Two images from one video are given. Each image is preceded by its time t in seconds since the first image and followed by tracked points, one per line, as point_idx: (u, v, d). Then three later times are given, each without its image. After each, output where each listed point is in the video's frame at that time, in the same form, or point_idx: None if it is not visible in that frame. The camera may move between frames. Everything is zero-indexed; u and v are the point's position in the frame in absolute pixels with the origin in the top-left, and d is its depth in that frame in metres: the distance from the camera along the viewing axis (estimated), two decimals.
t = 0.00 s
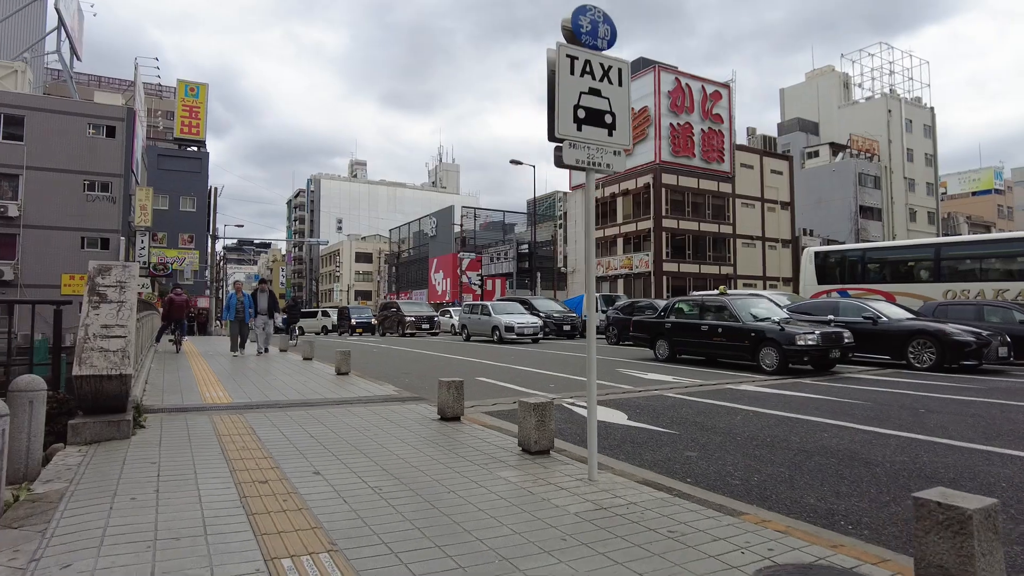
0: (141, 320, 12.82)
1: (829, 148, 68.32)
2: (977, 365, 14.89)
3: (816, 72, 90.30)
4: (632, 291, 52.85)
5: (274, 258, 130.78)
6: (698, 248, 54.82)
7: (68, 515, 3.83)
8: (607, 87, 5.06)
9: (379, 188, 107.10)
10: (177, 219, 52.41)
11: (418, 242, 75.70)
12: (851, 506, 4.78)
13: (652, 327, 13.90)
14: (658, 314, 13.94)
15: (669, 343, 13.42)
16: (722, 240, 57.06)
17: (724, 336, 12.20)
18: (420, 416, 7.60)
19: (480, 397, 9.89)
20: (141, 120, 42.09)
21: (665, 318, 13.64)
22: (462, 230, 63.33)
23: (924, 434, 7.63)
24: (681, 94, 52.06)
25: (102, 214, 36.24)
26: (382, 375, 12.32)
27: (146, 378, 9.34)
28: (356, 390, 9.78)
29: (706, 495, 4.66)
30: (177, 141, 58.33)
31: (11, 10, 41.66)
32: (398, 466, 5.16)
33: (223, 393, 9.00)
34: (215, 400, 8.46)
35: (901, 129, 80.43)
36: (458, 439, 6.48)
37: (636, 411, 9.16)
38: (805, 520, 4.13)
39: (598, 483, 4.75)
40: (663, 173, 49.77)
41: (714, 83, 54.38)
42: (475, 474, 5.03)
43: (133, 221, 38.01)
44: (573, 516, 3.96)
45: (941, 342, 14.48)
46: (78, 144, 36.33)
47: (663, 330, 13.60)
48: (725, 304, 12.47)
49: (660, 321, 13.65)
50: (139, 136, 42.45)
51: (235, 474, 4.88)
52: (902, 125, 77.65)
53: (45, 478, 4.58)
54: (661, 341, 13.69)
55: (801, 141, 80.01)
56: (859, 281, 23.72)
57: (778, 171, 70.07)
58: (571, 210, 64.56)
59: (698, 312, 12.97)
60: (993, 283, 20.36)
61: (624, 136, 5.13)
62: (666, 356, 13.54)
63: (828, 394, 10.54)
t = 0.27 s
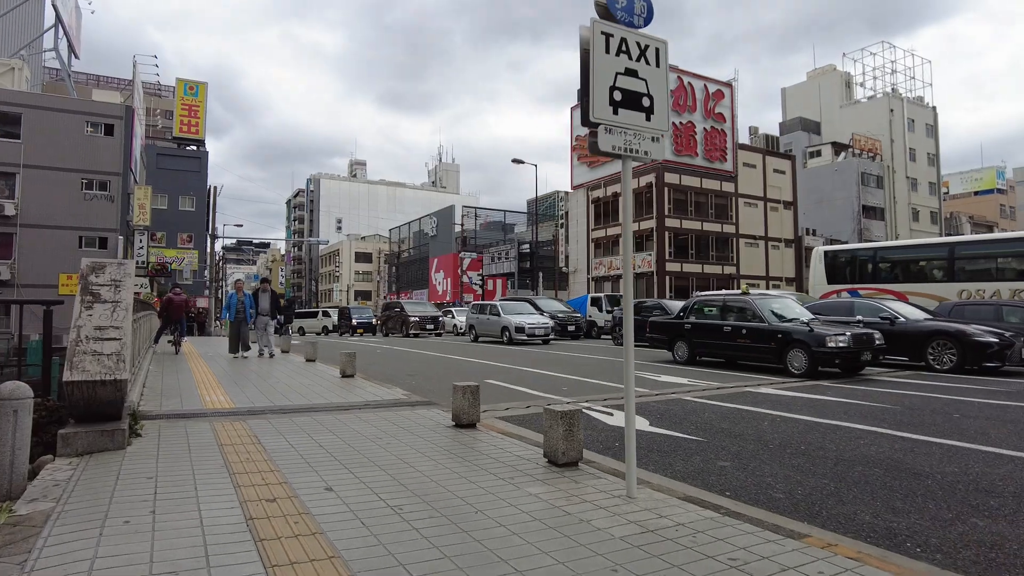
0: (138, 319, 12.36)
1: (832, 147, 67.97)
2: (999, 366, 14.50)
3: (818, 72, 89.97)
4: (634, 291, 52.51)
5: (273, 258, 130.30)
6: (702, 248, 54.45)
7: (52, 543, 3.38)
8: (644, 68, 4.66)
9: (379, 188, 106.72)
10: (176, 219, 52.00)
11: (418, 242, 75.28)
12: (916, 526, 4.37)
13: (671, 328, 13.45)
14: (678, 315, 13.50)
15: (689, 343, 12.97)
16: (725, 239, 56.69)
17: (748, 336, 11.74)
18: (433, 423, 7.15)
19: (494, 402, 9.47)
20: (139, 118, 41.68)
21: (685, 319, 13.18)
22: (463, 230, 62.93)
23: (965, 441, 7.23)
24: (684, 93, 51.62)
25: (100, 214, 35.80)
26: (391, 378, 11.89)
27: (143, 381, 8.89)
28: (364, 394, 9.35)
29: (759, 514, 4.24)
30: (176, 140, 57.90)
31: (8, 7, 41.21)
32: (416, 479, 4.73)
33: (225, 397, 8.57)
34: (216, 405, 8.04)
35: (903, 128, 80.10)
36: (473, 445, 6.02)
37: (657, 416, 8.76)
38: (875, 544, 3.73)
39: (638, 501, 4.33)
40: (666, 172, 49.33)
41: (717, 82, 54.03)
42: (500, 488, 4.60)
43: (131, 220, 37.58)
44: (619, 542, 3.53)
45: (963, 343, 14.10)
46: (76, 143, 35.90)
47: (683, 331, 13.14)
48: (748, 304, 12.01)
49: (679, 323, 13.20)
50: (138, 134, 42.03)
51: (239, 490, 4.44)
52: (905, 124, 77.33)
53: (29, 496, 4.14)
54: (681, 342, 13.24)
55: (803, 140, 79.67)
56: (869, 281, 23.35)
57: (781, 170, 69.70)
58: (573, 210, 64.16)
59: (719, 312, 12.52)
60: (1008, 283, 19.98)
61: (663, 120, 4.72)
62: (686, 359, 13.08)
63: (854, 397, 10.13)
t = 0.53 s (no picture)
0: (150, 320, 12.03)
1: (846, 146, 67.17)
2: None
3: (831, 69, 89.05)
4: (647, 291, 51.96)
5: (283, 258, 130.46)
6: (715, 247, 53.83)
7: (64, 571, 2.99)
8: (708, 43, 4.23)
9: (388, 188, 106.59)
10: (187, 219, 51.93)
11: (428, 242, 75.02)
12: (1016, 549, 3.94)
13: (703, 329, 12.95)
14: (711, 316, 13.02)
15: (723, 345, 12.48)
16: (739, 239, 56.06)
17: (789, 337, 11.23)
18: (464, 429, 6.74)
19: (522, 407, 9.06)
20: (150, 118, 41.56)
21: (719, 320, 12.69)
22: (473, 230, 62.58)
23: None
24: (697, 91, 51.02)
25: (111, 213, 35.68)
26: (411, 381, 11.50)
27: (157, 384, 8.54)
28: (387, 397, 8.97)
29: (845, 536, 3.81)
30: (186, 140, 57.88)
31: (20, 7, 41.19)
32: (457, 493, 4.34)
33: (243, 402, 8.21)
34: (234, 410, 7.69)
35: (917, 126, 79.04)
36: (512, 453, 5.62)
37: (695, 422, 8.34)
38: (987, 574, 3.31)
39: (707, 520, 3.92)
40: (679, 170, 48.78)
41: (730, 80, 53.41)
42: (552, 504, 4.18)
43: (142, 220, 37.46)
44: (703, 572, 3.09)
45: (1003, 344, 13.60)
46: (87, 143, 35.80)
47: (717, 332, 12.64)
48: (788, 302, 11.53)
49: (712, 324, 12.70)
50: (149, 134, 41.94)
51: (268, 504, 4.05)
52: (920, 122, 76.33)
53: (39, 513, 3.77)
54: (714, 344, 12.72)
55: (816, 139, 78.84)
56: (894, 280, 22.79)
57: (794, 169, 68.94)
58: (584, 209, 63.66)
59: (757, 312, 12.04)
60: None
61: (729, 102, 4.29)
62: (720, 361, 12.55)
63: (898, 401, 9.66)
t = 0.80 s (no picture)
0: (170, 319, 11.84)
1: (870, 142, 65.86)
2: None
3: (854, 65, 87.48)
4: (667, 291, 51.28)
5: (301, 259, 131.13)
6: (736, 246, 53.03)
7: None
8: (774, 13, 3.86)
9: (406, 188, 106.78)
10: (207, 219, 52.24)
11: (446, 242, 74.92)
12: None
13: (739, 330, 11.94)
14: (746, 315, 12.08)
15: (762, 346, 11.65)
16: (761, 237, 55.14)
17: (833, 338, 10.70)
18: (494, 435, 6.38)
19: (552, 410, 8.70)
20: (171, 119, 41.83)
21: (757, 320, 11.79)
22: (491, 230, 62.29)
23: None
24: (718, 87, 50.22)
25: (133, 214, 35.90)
26: (434, 382, 11.17)
27: (176, 386, 8.31)
28: (412, 399, 8.65)
29: (932, 561, 3.42)
30: (207, 141, 58.31)
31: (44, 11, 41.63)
32: (497, 508, 3.98)
33: (264, 404, 7.95)
34: (254, 413, 7.42)
35: (944, 122, 77.23)
36: (549, 463, 5.27)
37: (734, 428, 7.91)
38: None
39: (777, 542, 3.52)
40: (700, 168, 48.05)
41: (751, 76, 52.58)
42: (602, 521, 3.82)
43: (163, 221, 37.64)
44: None
45: None
46: (110, 144, 36.08)
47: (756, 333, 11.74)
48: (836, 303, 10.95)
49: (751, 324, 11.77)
50: (170, 135, 42.21)
51: (293, 521, 3.71)
52: (947, 117, 74.63)
53: (45, 530, 3.46)
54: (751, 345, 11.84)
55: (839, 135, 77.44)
56: (929, 279, 22.01)
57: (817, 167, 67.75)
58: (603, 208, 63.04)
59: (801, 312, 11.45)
60: None
61: (796, 78, 3.90)
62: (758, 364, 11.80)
63: (948, 405, 9.12)
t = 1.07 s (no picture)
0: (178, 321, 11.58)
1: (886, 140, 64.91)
2: None
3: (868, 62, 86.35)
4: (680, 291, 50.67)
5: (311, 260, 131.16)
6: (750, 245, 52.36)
7: None
8: None
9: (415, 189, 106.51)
10: (218, 220, 52.23)
11: (455, 243, 74.57)
12: None
13: (768, 332, 11.59)
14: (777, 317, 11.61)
15: (795, 350, 11.16)
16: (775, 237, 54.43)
17: (872, 341, 10.28)
18: (517, 445, 6.04)
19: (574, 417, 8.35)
20: (181, 120, 41.80)
21: (789, 322, 11.32)
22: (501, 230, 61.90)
23: None
24: (731, 85, 49.66)
25: (144, 215, 35.87)
26: (450, 386, 10.86)
27: (184, 391, 8.03)
28: (428, 405, 8.33)
29: None
30: (217, 143, 58.32)
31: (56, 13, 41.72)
32: (529, 532, 3.65)
33: (276, 410, 7.66)
34: (265, 421, 7.11)
35: (961, 119, 76.02)
36: (579, 477, 4.93)
37: (768, 437, 7.52)
38: None
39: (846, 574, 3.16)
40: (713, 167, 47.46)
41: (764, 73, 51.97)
42: (646, 548, 3.47)
43: (174, 222, 37.58)
44: None
45: None
46: (121, 145, 36.07)
47: (789, 336, 11.26)
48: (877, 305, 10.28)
49: (783, 326, 11.32)
50: (181, 136, 42.18)
51: (308, 547, 3.38)
52: (964, 114, 73.46)
53: (35, 560, 3.14)
54: (783, 348, 11.41)
55: (853, 133, 76.42)
56: (953, 280, 21.44)
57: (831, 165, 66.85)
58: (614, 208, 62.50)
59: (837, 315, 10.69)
60: None
61: (860, 60, 3.53)
62: (790, 368, 11.34)
63: (991, 410, 8.68)
